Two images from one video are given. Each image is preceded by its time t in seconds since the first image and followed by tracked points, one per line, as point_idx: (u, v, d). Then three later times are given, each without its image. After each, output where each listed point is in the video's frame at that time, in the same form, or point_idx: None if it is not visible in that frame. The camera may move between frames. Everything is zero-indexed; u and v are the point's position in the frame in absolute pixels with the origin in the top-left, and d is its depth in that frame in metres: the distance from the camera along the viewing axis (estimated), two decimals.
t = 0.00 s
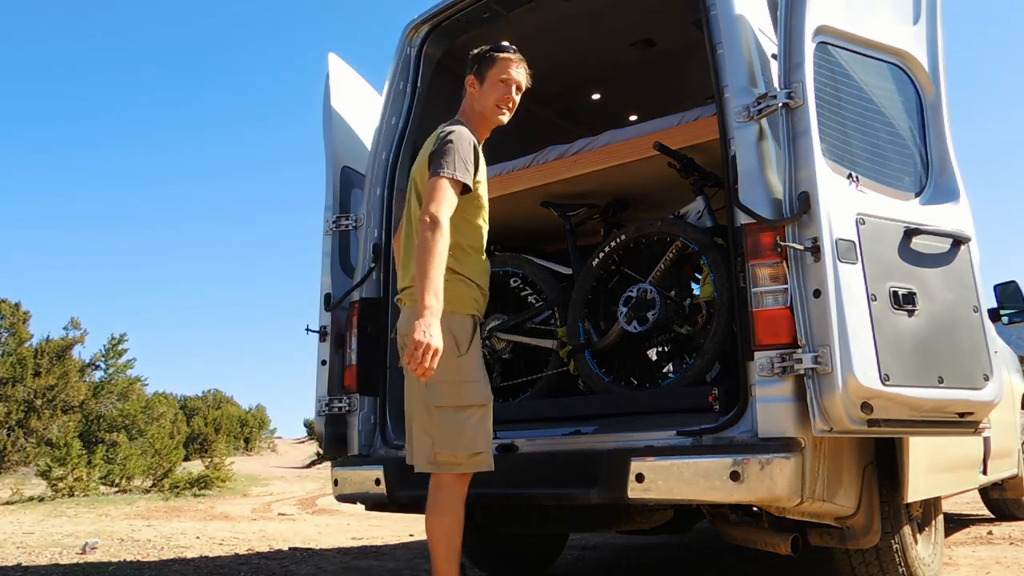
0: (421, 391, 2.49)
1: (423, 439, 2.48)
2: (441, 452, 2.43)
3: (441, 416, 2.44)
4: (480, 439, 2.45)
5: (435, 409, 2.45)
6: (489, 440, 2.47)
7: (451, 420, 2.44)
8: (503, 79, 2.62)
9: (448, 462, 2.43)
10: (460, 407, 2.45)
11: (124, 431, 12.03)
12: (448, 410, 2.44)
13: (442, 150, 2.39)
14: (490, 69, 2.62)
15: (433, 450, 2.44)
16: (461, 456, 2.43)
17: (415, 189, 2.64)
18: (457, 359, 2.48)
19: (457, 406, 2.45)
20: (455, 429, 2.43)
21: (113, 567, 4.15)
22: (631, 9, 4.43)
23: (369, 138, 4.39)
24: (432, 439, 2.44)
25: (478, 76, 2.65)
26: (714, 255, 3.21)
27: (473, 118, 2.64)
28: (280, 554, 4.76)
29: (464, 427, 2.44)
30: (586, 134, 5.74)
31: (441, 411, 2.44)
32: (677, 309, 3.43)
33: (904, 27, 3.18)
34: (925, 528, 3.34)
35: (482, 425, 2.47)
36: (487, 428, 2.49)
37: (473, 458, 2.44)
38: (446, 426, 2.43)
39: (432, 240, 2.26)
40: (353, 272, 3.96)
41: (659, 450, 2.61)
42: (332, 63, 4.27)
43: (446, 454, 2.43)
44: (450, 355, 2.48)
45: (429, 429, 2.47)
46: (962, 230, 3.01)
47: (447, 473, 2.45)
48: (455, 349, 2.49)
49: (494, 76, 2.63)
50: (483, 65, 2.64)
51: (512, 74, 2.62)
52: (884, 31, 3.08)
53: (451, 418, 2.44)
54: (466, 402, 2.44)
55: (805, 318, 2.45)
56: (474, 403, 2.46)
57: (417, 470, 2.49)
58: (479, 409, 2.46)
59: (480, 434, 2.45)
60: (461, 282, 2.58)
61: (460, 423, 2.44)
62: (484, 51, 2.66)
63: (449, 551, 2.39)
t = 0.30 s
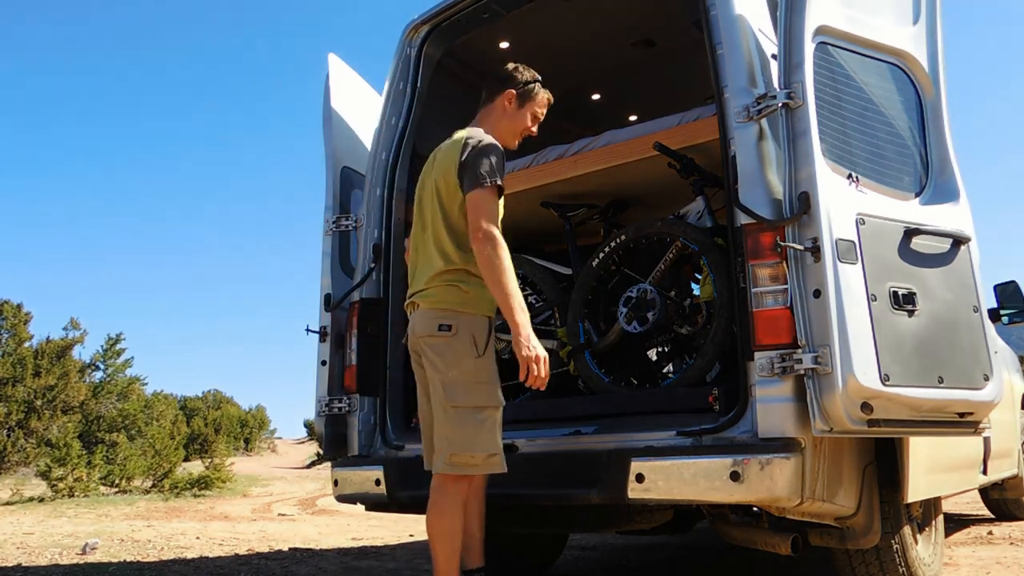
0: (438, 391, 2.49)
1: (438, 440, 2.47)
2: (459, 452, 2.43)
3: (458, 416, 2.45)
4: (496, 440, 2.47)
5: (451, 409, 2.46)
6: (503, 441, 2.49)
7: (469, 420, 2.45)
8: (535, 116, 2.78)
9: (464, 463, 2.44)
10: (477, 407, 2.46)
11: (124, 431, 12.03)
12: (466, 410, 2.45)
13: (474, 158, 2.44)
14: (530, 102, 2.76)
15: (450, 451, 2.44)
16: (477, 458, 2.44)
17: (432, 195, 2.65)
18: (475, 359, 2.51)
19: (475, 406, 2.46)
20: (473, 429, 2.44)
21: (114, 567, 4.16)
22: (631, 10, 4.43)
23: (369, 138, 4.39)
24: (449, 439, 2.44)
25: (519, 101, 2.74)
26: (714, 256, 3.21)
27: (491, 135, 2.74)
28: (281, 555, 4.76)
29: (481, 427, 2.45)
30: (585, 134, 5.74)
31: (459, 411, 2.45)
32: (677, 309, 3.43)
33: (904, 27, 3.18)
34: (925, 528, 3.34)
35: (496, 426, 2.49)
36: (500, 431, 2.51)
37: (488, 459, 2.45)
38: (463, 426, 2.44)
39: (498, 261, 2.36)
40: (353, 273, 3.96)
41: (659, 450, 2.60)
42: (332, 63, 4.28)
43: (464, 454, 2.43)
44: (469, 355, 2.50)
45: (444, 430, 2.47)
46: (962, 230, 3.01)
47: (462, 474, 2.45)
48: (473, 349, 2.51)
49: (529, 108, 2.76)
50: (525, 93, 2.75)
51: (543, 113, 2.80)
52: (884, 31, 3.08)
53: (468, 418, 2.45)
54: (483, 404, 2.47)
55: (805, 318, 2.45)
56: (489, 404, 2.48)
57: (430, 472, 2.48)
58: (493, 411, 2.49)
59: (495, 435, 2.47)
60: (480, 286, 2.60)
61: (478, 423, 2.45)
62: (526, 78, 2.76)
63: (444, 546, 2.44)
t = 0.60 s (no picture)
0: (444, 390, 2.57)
1: (445, 439, 2.55)
2: (464, 449, 2.51)
3: (462, 414, 2.52)
4: (501, 437, 2.53)
5: (456, 407, 2.54)
6: (508, 438, 2.56)
7: (474, 418, 2.52)
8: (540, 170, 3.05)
9: (470, 460, 2.52)
10: (482, 405, 2.53)
11: (124, 432, 12.03)
12: (470, 408, 2.52)
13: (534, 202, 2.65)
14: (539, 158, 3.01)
15: (456, 448, 2.51)
16: (481, 454, 2.51)
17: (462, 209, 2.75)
18: (479, 357, 2.60)
19: (480, 404, 2.54)
20: (477, 426, 2.51)
21: (114, 567, 4.16)
22: (631, 10, 4.43)
23: (369, 138, 4.39)
24: (455, 437, 2.52)
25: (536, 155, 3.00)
26: (714, 256, 3.21)
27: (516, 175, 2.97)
28: (280, 555, 4.76)
29: (486, 424, 2.52)
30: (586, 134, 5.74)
31: (463, 409, 2.53)
32: (677, 309, 3.42)
33: (905, 27, 3.17)
34: (925, 528, 3.34)
35: (501, 423, 2.55)
36: (506, 428, 2.58)
37: (493, 455, 2.52)
38: (468, 423, 2.51)
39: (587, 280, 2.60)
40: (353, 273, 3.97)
41: (659, 450, 2.60)
42: (332, 64, 4.28)
43: (469, 451, 2.50)
44: (472, 355, 2.59)
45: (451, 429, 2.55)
46: (962, 230, 3.00)
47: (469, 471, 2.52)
48: (476, 347, 2.60)
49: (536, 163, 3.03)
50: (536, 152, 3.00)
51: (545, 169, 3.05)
52: (884, 31, 3.08)
53: (473, 416, 2.52)
54: (488, 401, 2.54)
55: (805, 318, 2.45)
56: (493, 401, 2.55)
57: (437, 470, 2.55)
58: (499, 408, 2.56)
59: (500, 432, 2.54)
60: (483, 286, 2.69)
61: (483, 421, 2.52)
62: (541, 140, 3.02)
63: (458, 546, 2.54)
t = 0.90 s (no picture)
0: (447, 388, 2.67)
1: (446, 436, 2.64)
2: (465, 447, 2.60)
3: (464, 412, 2.62)
4: (501, 438, 2.63)
5: (459, 405, 2.64)
6: (508, 439, 2.65)
7: (477, 418, 2.62)
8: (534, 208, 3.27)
9: (471, 459, 2.61)
10: (484, 404, 2.64)
11: (125, 432, 12.04)
12: (473, 407, 2.63)
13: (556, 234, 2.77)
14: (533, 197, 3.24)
15: (458, 448, 2.60)
16: (482, 453, 2.60)
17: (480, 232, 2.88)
18: (482, 357, 2.71)
19: (482, 404, 2.64)
20: (480, 426, 2.62)
21: (114, 568, 4.16)
22: (631, 10, 4.43)
23: (369, 138, 4.39)
24: (457, 435, 2.61)
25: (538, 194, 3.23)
26: (715, 256, 3.20)
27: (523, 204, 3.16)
28: (281, 555, 4.77)
29: (487, 424, 2.62)
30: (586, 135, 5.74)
31: (465, 407, 2.63)
32: (677, 309, 3.41)
33: (905, 27, 3.17)
34: (925, 528, 3.34)
35: (501, 424, 2.66)
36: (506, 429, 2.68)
37: (493, 455, 2.61)
38: (471, 423, 2.61)
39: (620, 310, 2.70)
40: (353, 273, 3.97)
41: (660, 451, 2.61)
42: (332, 65, 4.29)
43: (471, 451, 2.60)
44: (475, 356, 2.70)
45: (454, 428, 2.64)
46: (962, 230, 3.00)
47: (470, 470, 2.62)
48: (479, 347, 2.71)
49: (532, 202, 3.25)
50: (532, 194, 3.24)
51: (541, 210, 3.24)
52: (884, 31, 3.08)
53: (476, 416, 2.63)
54: (491, 403, 2.64)
55: (805, 319, 2.45)
56: (495, 402, 2.65)
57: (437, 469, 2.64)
58: (500, 411, 2.66)
59: (501, 433, 2.64)
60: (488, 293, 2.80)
61: (484, 420, 2.62)
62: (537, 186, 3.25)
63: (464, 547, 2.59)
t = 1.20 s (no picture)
0: (450, 382, 2.67)
1: (450, 430, 2.63)
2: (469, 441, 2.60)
3: (468, 406, 2.63)
4: (501, 434, 2.65)
5: (463, 399, 2.64)
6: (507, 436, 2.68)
7: (480, 413, 2.64)
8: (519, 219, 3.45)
9: (474, 454, 2.61)
10: (485, 399, 2.66)
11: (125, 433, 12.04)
12: (476, 402, 2.64)
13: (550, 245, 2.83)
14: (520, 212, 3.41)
15: (463, 441, 2.59)
16: (485, 448, 2.61)
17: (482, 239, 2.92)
18: (483, 352, 2.73)
19: (484, 398, 2.66)
20: (483, 421, 2.63)
21: (114, 568, 4.17)
22: (631, 10, 4.43)
23: (369, 138, 4.39)
24: (461, 429, 2.61)
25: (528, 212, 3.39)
26: (714, 256, 3.20)
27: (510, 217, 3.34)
28: (281, 556, 4.77)
29: (489, 418, 2.64)
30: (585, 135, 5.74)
31: (469, 401, 2.64)
32: (677, 309, 3.42)
33: (905, 27, 3.17)
34: (925, 529, 3.33)
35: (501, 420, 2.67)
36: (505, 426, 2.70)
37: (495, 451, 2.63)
38: (474, 416, 2.62)
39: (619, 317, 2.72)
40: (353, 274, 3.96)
41: (660, 451, 2.61)
42: (333, 66, 4.29)
43: (476, 446, 2.60)
44: (477, 351, 2.72)
45: (457, 422, 2.64)
46: (962, 230, 3.00)
47: (472, 466, 2.61)
48: (480, 343, 2.74)
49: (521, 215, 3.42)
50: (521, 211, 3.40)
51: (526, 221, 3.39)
52: (884, 31, 3.08)
53: (479, 411, 2.64)
54: (492, 398, 2.67)
55: (805, 318, 2.45)
56: (496, 397, 2.67)
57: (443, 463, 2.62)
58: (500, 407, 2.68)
59: (501, 429, 2.66)
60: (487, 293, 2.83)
61: (487, 415, 2.64)
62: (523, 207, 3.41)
63: (462, 548, 2.59)
